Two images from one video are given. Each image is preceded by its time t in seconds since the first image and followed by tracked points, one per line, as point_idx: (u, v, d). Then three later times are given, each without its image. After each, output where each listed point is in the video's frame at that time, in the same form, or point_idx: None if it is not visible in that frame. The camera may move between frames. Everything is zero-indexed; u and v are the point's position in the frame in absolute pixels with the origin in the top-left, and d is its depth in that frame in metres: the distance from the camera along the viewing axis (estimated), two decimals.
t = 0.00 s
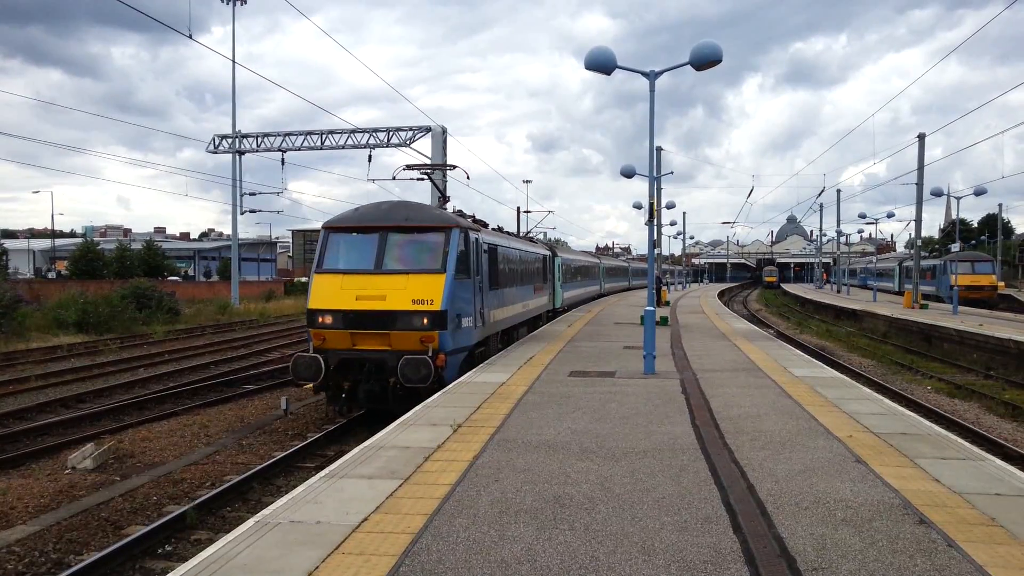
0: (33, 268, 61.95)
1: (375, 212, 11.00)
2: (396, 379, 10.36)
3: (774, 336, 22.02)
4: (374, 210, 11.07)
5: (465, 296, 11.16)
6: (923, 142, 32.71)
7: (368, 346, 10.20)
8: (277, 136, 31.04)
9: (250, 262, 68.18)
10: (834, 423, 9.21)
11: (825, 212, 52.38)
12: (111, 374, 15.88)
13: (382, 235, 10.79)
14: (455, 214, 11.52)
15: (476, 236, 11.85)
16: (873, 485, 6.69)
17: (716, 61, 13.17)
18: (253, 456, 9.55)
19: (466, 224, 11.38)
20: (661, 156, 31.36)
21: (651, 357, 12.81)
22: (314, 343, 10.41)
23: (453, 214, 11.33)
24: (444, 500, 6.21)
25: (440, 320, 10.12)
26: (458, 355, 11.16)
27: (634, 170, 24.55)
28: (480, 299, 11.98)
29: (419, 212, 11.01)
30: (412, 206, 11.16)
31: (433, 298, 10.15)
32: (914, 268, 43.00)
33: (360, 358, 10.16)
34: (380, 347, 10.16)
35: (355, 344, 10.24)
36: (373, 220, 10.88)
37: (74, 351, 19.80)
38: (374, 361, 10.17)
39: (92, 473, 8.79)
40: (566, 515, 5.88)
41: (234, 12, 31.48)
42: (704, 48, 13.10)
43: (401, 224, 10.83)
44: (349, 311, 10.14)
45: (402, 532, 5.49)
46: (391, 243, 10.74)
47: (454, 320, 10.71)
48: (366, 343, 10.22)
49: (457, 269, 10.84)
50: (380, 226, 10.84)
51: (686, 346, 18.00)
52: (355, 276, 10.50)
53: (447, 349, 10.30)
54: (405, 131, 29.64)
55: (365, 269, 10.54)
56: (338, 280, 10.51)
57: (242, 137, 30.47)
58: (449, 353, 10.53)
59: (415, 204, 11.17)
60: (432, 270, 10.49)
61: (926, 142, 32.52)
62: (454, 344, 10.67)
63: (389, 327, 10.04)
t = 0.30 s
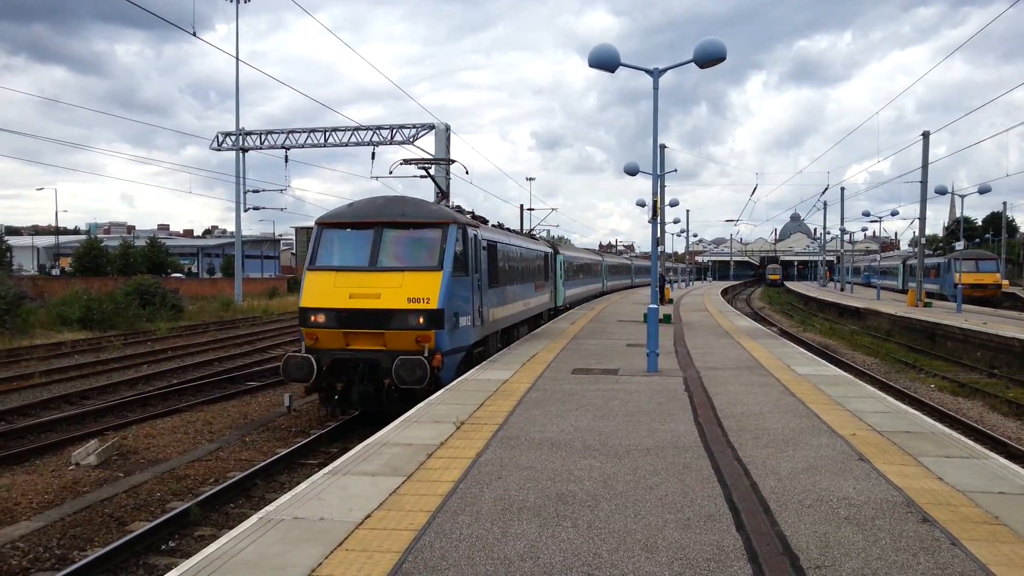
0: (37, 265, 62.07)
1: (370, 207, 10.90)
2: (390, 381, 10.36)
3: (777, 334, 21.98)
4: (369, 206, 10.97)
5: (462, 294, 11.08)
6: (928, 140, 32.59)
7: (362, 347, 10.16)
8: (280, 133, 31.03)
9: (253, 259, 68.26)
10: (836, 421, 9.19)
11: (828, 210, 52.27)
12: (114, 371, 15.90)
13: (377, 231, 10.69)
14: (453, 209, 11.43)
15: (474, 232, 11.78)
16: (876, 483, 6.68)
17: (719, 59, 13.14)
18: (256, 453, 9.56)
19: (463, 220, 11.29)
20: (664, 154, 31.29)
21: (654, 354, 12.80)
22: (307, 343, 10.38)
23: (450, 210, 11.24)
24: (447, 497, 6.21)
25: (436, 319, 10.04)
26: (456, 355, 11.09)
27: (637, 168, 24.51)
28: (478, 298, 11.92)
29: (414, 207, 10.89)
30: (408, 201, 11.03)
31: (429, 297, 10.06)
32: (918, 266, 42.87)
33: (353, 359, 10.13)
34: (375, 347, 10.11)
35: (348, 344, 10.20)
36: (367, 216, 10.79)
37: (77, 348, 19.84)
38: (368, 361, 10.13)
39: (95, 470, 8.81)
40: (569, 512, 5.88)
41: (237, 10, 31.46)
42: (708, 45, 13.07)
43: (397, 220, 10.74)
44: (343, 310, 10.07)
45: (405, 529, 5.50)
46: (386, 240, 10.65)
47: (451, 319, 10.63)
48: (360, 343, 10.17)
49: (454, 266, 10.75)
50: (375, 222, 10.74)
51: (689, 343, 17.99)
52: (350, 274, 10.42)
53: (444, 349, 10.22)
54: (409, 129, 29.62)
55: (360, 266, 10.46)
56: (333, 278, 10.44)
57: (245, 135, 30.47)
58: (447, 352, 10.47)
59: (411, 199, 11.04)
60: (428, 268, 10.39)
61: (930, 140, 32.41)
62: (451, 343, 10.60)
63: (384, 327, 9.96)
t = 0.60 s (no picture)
0: (43, 267, 62.34)
1: (365, 206, 10.69)
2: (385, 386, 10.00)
3: (782, 336, 21.96)
4: (364, 205, 10.76)
5: (460, 296, 10.84)
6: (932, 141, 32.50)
7: (356, 351, 9.86)
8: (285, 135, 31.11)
9: (258, 260, 68.42)
10: (842, 423, 9.17)
11: (833, 211, 52.17)
12: (119, 372, 15.94)
13: (373, 231, 10.47)
14: (450, 209, 11.23)
15: (473, 232, 11.61)
16: (882, 485, 6.66)
17: (724, 60, 13.12)
18: (261, 454, 9.55)
19: (461, 219, 11.08)
20: (668, 156, 31.26)
21: (658, 356, 12.77)
22: (298, 347, 10.06)
23: (447, 209, 11.03)
24: (451, 498, 6.21)
25: (433, 322, 9.76)
26: (453, 359, 10.84)
27: (641, 169, 24.50)
28: (476, 301, 11.71)
29: (411, 207, 10.71)
30: (404, 200, 10.84)
31: (426, 299, 9.80)
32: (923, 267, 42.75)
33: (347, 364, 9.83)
34: (369, 352, 9.80)
35: (341, 348, 9.88)
36: (362, 216, 10.58)
37: (83, 349, 19.91)
38: (362, 366, 9.83)
39: (100, 470, 8.82)
40: (573, 514, 5.88)
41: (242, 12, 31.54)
42: (713, 46, 13.06)
43: (392, 220, 10.52)
44: (335, 312, 9.78)
45: (410, 530, 5.49)
46: (381, 240, 10.42)
47: (449, 322, 10.35)
48: (353, 347, 9.86)
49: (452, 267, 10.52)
50: (370, 221, 10.53)
51: (693, 344, 17.97)
52: (343, 275, 10.17)
53: (441, 353, 9.94)
54: (413, 130, 29.66)
55: (354, 267, 10.22)
56: (326, 279, 10.18)
57: (250, 136, 30.55)
58: (445, 356, 10.23)
59: (407, 198, 10.86)
60: (425, 269, 10.16)
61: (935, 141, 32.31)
62: (449, 348, 10.32)
63: (379, 330, 9.67)
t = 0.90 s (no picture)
0: (46, 268, 62.44)
1: (357, 204, 10.54)
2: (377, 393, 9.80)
3: (784, 335, 21.94)
4: (356, 203, 10.60)
5: (455, 297, 10.67)
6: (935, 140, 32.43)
7: (347, 356, 9.75)
8: (287, 135, 31.11)
9: (261, 261, 68.50)
10: (845, 422, 9.18)
11: (835, 210, 52.14)
12: (122, 374, 15.97)
13: (365, 231, 10.31)
14: (446, 207, 11.06)
15: (469, 232, 11.45)
16: (884, 485, 6.65)
17: (726, 60, 13.11)
18: (263, 455, 9.56)
19: (456, 218, 10.90)
20: (670, 156, 31.22)
21: (660, 356, 12.77)
22: (288, 351, 9.99)
23: (443, 207, 10.86)
24: (454, 499, 6.22)
25: (426, 326, 9.60)
26: (449, 363, 10.69)
27: (643, 169, 24.48)
28: (472, 302, 11.55)
29: (405, 205, 10.53)
30: (398, 197, 10.66)
31: (419, 302, 9.64)
32: (926, 267, 42.68)
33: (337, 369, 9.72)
34: (360, 356, 9.69)
35: (332, 353, 9.79)
36: (354, 214, 10.43)
37: (86, 351, 19.94)
38: (353, 371, 9.71)
39: (103, 472, 8.84)
40: (576, 514, 5.88)
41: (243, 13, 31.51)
42: (715, 46, 13.04)
43: (385, 218, 10.36)
44: (326, 315, 9.68)
45: (412, 532, 5.49)
46: (373, 239, 10.27)
47: (444, 325, 10.20)
48: (344, 352, 9.75)
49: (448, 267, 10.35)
50: (363, 220, 10.37)
51: (696, 344, 17.96)
52: (335, 276, 10.03)
53: (435, 358, 9.79)
54: (415, 130, 29.63)
55: (347, 267, 10.08)
56: (317, 281, 10.06)
57: (252, 137, 30.52)
58: (440, 360, 10.08)
59: (402, 196, 10.68)
60: (419, 269, 9.99)
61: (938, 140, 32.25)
62: (444, 351, 10.18)
63: (371, 334, 9.54)
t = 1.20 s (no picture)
0: (45, 266, 62.38)
1: (344, 198, 10.07)
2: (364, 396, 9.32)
3: (784, 331, 21.97)
4: (343, 196, 10.13)
5: (446, 295, 10.23)
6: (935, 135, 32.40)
7: (333, 357, 9.27)
8: (286, 132, 31.07)
9: (260, 258, 68.49)
10: (844, 417, 9.19)
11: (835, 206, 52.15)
12: (122, 371, 15.98)
13: (352, 225, 9.84)
14: (438, 200, 10.62)
15: (462, 227, 11.05)
16: (884, 480, 6.66)
17: (725, 55, 13.08)
18: (263, 452, 9.56)
19: (447, 211, 10.47)
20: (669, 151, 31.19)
21: (660, 351, 12.77)
22: (271, 352, 9.50)
23: (434, 200, 10.42)
24: (454, 495, 6.22)
25: (416, 324, 9.13)
26: (441, 364, 10.24)
27: (642, 165, 24.48)
28: (464, 300, 11.15)
29: (394, 198, 10.07)
30: (387, 190, 10.21)
31: (408, 300, 9.18)
32: (926, 262, 42.70)
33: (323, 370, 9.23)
34: (347, 357, 9.21)
35: (317, 354, 9.30)
36: (341, 207, 9.95)
37: (86, 348, 19.95)
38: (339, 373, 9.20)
39: (103, 469, 8.84)
40: (576, 510, 5.88)
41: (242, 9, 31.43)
42: (714, 42, 13.03)
43: (373, 212, 9.88)
44: (310, 314, 9.19)
45: (412, 528, 5.49)
46: (360, 234, 9.79)
47: (435, 324, 9.75)
48: (329, 352, 9.27)
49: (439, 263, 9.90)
50: (350, 214, 9.90)
51: (696, 340, 17.97)
52: (320, 273, 9.54)
53: (425, 359, 9.32)
54: (415, 126, 29.59)
55: (333, 263, 9.60)
56: (301, 277, 9.57)
57: (251, 134, 30.47)
58: (431, 361, 9.64)
59: (391, 189, 10.22)
60: (408, 266, 9.51)
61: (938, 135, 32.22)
62: (435, 352, 9.71)
63: (358, 333, 9.07)
